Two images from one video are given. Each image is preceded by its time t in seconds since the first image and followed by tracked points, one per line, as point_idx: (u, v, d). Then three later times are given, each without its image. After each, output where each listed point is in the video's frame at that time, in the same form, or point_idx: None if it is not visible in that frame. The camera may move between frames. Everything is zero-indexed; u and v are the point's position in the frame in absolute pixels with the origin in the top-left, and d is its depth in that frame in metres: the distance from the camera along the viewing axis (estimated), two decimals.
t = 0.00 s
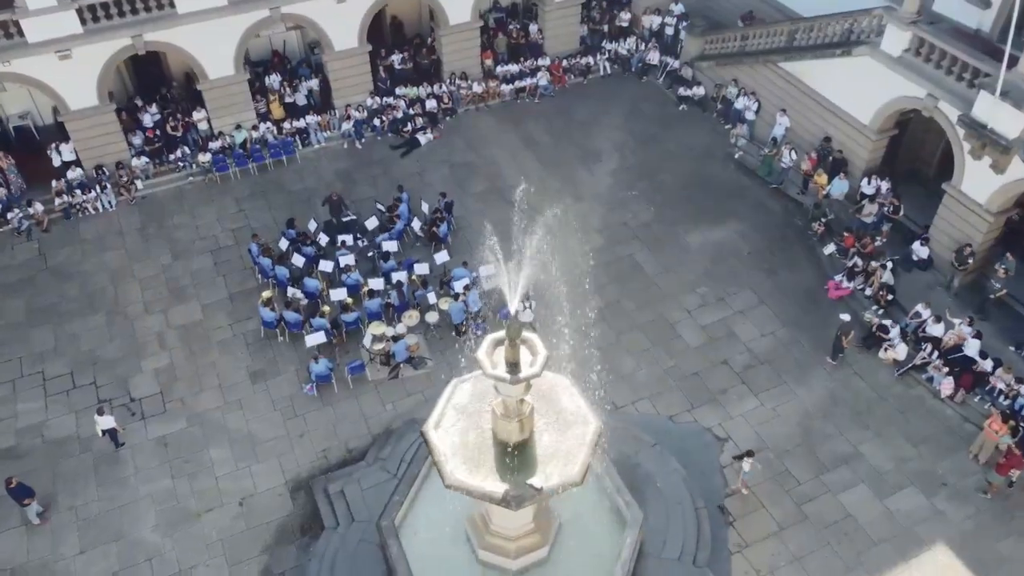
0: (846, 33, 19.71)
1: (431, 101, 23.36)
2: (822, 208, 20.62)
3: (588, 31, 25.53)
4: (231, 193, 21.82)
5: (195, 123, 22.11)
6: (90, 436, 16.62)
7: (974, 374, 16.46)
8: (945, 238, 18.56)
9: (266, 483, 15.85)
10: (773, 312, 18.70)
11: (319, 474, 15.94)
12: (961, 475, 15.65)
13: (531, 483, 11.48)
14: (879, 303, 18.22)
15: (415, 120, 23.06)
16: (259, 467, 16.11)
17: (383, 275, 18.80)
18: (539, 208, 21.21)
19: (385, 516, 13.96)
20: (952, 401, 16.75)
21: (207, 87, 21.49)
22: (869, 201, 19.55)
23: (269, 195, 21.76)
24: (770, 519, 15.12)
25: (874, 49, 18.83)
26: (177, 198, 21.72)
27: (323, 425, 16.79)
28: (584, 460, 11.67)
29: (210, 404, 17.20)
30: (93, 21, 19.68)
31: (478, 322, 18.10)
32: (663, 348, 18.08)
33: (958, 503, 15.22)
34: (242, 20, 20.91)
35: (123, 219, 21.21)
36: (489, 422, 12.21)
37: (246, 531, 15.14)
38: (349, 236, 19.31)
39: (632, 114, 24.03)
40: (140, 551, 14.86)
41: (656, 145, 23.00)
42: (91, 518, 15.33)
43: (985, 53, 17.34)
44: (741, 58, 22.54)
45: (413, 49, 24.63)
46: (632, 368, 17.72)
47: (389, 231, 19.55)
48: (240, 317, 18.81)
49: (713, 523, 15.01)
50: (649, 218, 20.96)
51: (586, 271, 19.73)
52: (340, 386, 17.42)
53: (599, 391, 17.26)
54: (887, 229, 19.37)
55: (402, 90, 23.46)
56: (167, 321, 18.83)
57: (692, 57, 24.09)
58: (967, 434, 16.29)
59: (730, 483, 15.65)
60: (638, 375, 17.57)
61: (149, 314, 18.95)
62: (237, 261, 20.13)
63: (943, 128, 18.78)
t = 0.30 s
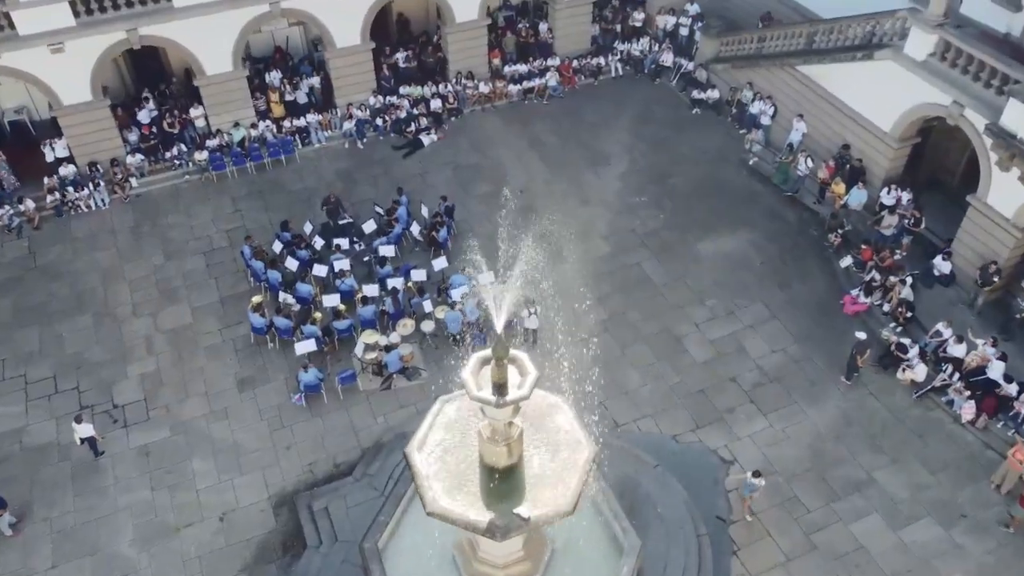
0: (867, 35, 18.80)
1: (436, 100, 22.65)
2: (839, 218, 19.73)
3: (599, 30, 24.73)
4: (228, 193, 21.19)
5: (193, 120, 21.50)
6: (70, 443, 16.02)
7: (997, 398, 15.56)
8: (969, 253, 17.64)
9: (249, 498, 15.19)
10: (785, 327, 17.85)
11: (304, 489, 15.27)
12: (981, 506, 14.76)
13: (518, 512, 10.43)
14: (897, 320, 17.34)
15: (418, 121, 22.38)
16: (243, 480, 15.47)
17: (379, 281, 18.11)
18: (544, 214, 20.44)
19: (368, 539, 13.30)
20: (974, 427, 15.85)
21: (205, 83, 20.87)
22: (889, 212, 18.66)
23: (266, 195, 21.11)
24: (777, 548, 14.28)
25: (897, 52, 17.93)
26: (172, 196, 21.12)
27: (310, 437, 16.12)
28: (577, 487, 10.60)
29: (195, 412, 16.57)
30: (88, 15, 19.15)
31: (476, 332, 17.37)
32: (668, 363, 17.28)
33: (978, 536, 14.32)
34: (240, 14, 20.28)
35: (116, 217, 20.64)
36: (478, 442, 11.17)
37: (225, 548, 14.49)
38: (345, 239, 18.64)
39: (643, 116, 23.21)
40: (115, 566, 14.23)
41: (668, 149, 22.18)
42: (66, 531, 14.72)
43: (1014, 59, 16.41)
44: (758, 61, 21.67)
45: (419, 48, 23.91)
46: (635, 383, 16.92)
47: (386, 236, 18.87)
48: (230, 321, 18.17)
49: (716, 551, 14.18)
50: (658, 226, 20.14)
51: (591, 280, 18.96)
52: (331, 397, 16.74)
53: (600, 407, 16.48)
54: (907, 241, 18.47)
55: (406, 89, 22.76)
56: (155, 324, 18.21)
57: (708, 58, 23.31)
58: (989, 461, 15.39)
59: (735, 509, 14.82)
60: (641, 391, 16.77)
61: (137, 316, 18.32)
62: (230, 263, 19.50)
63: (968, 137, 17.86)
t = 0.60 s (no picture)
0: (888, 39, 17.91)
1: (439, 100, 21.96)
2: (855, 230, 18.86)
3: (610, 31, 23.95)
4: (223, 192, 20.60)
5: (189, 118, 20.90)
6: (46, 451, 15.45)
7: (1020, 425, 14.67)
8: (992, 269, 16.74)
9: (228, 513, 14.56)
10: (796, 343, 17.02)
11: (285, 506, 14.62)
12: (1000, 540, 13.88)
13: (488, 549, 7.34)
14: (915, 338, 16.47)
15: (421, 121, 21.68)
16: (223, 494, 14.86)
17: (372, 288, 17.43)
18: (546, 220, 19.70)
19: (347, 562, 12.57)
20: (994, 454, 14.98)
21: (201, 79, 20.25)
22: (908, 224, 17.67)
23: (262, 195, 20.49)
24: None
25: (920, 57, 17.04)
26: (165, 195, 20.55)
27: (295, 450, 15.47)
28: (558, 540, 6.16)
29: (177, 421, 15.97)
30: (80, 8, 18.55)
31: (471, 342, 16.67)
32: (671, 379, 16.49)
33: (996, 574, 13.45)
34: (237, 9, 19.67)
35: (107, 215, 20.08)
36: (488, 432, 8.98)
37: (200, 566, 13.85)
38: (339, 243, 18.00)
39: (653, 120, 22.41)
40: None
41: (677, 154, 21.38)
42: (37, 544, 14.13)
43: None
44: (774, 64, 20.80)
45: (423, 46, 23.22)
46: (635, 400, 16.16)
47: (382, 241, 18.21)
48: (217, 327, 17.56)
49: None
50: (665, 235, 19.36)
51: (593, 290, 18.19)
52: (318, 408, 16.07)
53: (598, 424, 15.72)
54: (927, 256, 17.59)
55: (409, 88, 22.08)
56: (140, 328, 17.63)
57: (722, 61, 22.52)
58: (1010, 493, 14.50)
59: (737, 538, 14.01)
60: (641, 409, 16.01)
61: (123, 320, 17.74)
62: (221, 265, 18.88)
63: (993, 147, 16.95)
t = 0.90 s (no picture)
0: (909, 41, 17.00)
1: (441, 99, 21.25)
2: (870, 241, 18.01)
3: (620, 30, 23.17)
4: (215, 191, 19.98)
5: (182, 113, 20.32)
6: (18, 458, 14.88)
7: None
8: (1015, 285, 15.85)
9: (203, 528, 13.94)
10: (805, 360, 16.19)
11: (263, 521, 13.99)
12: None
13: None
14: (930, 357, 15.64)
15: (422, 120, 20.96)
16: (199, 506, 14.24)
17: (363, 293, 16.75)
18: (548, 225, 18.96)
19: None
20: (1014, 483, 14.11)
21: (195, 75, 19.62)
22: (926, 236, 16.84)
23: (255, 195, 19.89)
24: None
25: (942, 60, 16.14)
26: (155, 193, 19.97)
27: (277, 462, 14.82)
28: None
29: (155, 428, 15.35)
30: None
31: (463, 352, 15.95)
32: (673, 395, 15.70)
33: None
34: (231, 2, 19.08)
35: (95, 213, 19.53)
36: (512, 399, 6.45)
37: None
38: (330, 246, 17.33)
39: (662, 123, 21.61)
40: None
41: (686, 159, 20.60)
42: (3, 556, 13.55)
43: None
44: (788, 66, 19.95)
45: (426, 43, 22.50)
46: (633, 417, 15.40)
47: (375, 244, 17.53)
48: (202, 330, 16.94)
49: None
50: (671, 242, 18.57)
51: (594, 299, 17.42)
52: (302, 419, 15.41)
53: (594, 441, 14.96)
54: (946, 270, 16.73)
55: (410, 86, 21.39)
56: (123, 330, 17.04)
57: (735, 62, 21.73)
58: None
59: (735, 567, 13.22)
60: (640, 426, 15.24)
61: (105, 321, 17.15)
62: (210, 266, 18.26)
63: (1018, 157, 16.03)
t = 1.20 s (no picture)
0: (928, 43, 16.09)
1: (441, 97, 20.56)
2: (884, 253, 17.18)
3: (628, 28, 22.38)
4: (206, 188, 19.35)
5: (174, 109, 19.73)
6: None
7: None
8: None
9: (173, 543, 13.34)
10: (812, 377, 15.38)
11: (235, 537, 13.36)
12: None
13: None
14: (945, 377, 14.80)
15: (421, 120, 20.24)
16: (171, 520, 13.64)
17: (351, 298, 16.12)
18: (547, 230, 18.22)
19: None
20: None
21: (187, 69, 19.04)
22: (943, 249, 15.95)
23: (247, 193, 19.21)
24: None
25: (963, 63, 15.25)
26: (144, 190, 19.38)
27: (254, 474, 14.18)
28: None
29: (130, 436, 14.76)
30: None
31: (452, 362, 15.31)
32: (671, 412, 14.93)
33: None
34: None
35: (82, 210, 18.96)
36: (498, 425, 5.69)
37: None
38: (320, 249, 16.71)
39: (670, 125, 20.81)
40: None
41: (693, 163, 19.80)
42: None
43: None
44: (801, 68, 19.11)
45: (427, 40, 21.71)
46: (629, 434, 14.63)
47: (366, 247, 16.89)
48: (185, 334, 16.33)
49: None
50: (675, 250, 17.79)
51: (592, 308, 16.66)
52: (282, 429, 14.77)
53: (586, 459, 14.23)
54: (963, 285, 15.89)
55: (409, 84, 20.71)
56: (103, 332, 16.46)
57: (747, 64, 20.88)
58: None
59: None
60: (636, 444, 14.46)
61: (86, 322, 16.58)
62: (196, 267, 17.64)
63: None
